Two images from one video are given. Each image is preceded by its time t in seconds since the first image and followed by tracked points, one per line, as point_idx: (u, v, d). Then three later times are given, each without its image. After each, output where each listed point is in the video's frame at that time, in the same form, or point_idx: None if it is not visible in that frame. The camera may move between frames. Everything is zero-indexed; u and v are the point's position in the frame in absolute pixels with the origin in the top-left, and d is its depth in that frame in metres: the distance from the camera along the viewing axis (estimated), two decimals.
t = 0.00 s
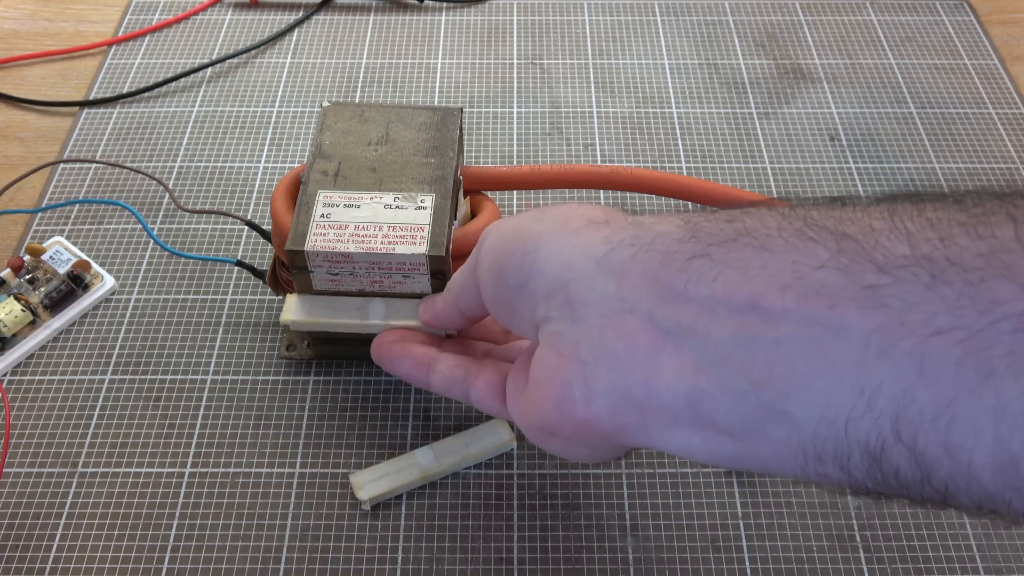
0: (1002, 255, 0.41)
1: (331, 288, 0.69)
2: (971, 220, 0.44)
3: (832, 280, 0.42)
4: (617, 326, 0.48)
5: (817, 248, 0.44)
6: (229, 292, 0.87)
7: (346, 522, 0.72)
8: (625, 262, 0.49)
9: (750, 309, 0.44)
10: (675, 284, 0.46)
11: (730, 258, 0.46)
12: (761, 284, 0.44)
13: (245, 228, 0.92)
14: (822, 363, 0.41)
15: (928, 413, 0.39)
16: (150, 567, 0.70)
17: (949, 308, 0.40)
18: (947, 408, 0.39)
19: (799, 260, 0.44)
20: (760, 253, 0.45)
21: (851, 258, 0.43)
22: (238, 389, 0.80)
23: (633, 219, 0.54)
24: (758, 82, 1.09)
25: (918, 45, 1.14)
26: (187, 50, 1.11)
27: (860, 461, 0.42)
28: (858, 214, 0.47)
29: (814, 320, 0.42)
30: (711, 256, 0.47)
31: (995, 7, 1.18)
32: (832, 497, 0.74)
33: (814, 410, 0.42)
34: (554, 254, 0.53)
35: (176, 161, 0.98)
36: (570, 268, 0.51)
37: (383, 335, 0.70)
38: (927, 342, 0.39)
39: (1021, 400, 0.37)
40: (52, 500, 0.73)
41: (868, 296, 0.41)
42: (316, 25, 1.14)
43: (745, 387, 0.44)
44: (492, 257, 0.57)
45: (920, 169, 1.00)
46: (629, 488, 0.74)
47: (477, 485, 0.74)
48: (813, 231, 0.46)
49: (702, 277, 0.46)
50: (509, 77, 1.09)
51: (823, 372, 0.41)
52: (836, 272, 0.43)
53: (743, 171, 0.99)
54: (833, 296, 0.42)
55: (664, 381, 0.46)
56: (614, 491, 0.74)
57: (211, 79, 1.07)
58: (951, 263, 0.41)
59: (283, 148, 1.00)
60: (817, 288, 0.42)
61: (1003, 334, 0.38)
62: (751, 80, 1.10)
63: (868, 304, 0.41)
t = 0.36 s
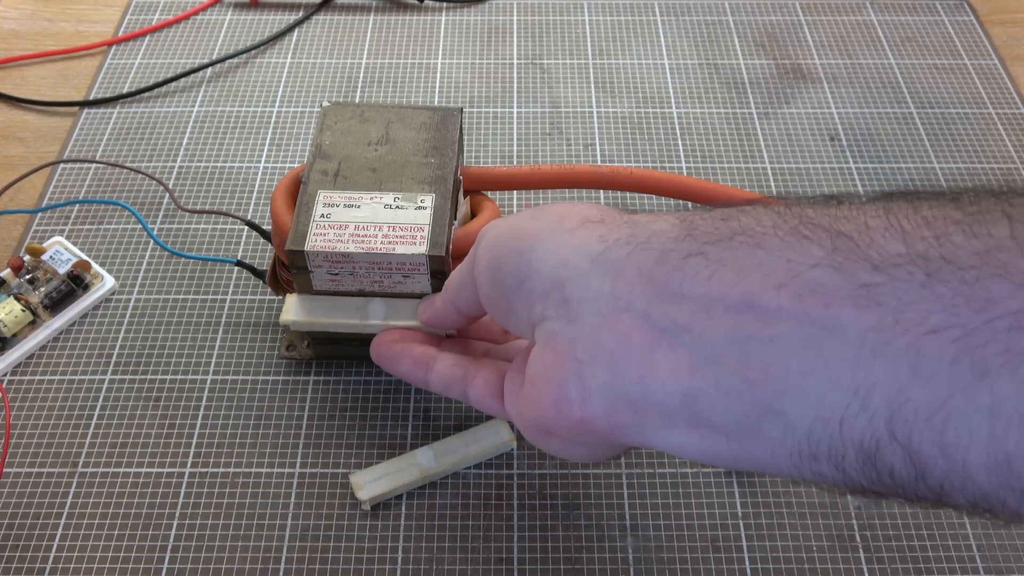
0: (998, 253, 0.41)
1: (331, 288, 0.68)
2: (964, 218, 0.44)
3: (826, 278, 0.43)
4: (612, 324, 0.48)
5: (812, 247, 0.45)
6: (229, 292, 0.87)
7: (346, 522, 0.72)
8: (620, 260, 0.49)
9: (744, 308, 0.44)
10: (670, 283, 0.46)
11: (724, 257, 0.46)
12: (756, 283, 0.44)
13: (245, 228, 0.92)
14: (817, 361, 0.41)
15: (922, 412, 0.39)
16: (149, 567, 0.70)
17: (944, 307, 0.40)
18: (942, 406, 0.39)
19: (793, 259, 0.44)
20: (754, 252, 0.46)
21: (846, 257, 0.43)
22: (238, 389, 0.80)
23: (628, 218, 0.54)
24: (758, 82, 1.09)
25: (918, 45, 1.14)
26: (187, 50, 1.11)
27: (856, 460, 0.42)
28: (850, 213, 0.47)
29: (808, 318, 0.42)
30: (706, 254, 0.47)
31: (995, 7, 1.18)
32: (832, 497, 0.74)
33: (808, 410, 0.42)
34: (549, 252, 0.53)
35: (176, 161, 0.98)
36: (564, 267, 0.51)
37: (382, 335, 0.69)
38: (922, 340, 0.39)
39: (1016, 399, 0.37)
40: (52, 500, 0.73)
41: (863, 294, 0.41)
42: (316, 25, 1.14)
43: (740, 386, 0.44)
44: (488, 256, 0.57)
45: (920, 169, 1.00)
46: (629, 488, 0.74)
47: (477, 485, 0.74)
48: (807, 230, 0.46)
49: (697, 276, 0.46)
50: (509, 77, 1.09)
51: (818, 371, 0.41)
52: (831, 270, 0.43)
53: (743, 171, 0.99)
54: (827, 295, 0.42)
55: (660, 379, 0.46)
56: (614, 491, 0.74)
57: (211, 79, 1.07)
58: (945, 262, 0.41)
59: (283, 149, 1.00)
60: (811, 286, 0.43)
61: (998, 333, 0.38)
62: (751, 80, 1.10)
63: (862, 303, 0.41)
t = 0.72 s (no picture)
0: (1002, 241, 0.41)
1: (331, 288, 0.68)
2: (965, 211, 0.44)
3: (832, 265, 0.43)
4: (618, 311, 0.48)
5: (817, 235, 0.45)
6: (229, 292, 0.87)
7: (346, 522, 0.72)
8: (628, 248, 0.49)
9: (750, 295, 0.44)
10: (676, 271, 0.47)
11: (729, 246, 0.46)
12: (763, 270, 0.44)
13: (245, 228, 0.92)
14: (823, 348, 0.41)
15: (926, 398, 0.39)
16: (149, 567, 0.70)
17: (948, 294, 0.40)
18: (946, 392, 0.39)
19: (799, 248, 0.44)
20: (760, 240, 0.46)
21: (852, 246, 0.43)
22: (238, 389, 0.80)
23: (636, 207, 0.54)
24: (758, 82, 1.09)
25: (918, 45, 1.14)
26: (187, 50, 1.11)
27: (859, 446, 0.42)
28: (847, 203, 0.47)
29: (815, 305, 0.42)
30: (712, 243, 0.47)
31: (995, 7, 1.18)
32: (832, 497, 0.74)
33: (812, 396, 0.42)
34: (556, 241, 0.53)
35: (176, 161, 0.98)
36: (573, 255, 0.51)
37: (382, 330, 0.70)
38: (925, 327, 0.40)
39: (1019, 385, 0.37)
40: (52, 500, 0.73)
41: (869, 282, 0.41)
42: (316, 25, 1.14)
43: (745, 373, 0.44)
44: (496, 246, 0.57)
45: (920, 169, 1.00)
46: (629, 488, 0.74)
47: (477, 485, 0.74)
48: (814, 219, 0.46)
49: (702, 264, 0.46)
50: (509, 77, 1.09)
51: (823, 357, 0.41)
52: (836, 258, 0.43)
53: (743, 171, 0.99)
54: (832, 281, 0.42)
55: (666, 367, 0.46)
56: (614, 491, 0.74)
57: (211, 79, 1.07)
58: (950, 250, 0.41)
59: (283, 148, 1.00)
60: (817, 273, 0.43)
61: (1000, 319, 0.38)
62: (751, 80, 1.10)
63: (868, 291, 0.41)
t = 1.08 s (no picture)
0: None
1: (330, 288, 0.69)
2: (977, 219, 0.48)
3: (905, 279, 0.44)
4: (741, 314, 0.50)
5: (891, 249, 0.47)
6: (229, 292, 0.87)
7: (346, 522, 0.72)
8: (741, 255, 0.51)
9: (842, 303, 0.45)
10: (781, 279, 0.49)
11: (826, 258, 0.48)
12: (852, 281, 0.46)
13: (245, 229, 0.92)
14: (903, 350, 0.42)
15: (988, 394, 0.40)
16: (149, 567, 0.70)
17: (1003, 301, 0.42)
18: (1007, 388, 0.40)
19: (876, 262, 0.46)
20: (847, 254, 0.48)
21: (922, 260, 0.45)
22: (238, 389, 0.80)
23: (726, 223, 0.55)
24: (758, 82, 1.09)
25: (918, 45, 1.14)
26: (187, 50, 1.11)
27: (933, 446, 0.43)
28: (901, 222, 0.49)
29: (893, 310, 0.43)
30: (810, 256, 0.49)
31: (995, 7, 1.18)
32: (832, 497, 0.74)
33: (895, 396, 0.42)
34: (673, 241, 0.53)
35: (176, 161, 0.98)
36: (692, 254, 0.53)
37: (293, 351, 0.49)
38: (984, 330, 0.41)
39: None
40: (52, 500, 0.73)
41: (936, 292, 0.43)
42: (316, 25, 1.14)
43: (842, 375, 0.44)
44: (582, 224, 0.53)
45: (920, 169, 1.00)
46: (629, 487, 0.74)
47: (477, 485, 0.74)
48: (889, 237, 0.48)
49: (805, 275, 0.48)
50: (509, 77, 1.09)
51: (902, 359, 0.42)
52: (909, 271, 0.45)
53: (742, 171, 0.99)
54: (907, 293, 0.44)
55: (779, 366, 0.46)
56: (614, 491, 0.74)
57: (212, 79, 1.07)
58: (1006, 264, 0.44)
59: (282, 149, 1.00)
60: (894, 285, 0.44)
61: None
62: (751, 80, 1.10)
63: (936, 299, 0.43)
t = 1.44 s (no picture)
0: None
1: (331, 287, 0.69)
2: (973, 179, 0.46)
3: (882, 240, 0.43)
4: (713, 278, 0.50)
5: (867, 210, 0.45)
6: (229, 292, 0.87)
7: (346, 522, 0.72)
8: (711, 217, 0.51)
9: (817, 265, 0.45)
10: (753, 243, 0.48)
11: (799, 218, 0.48)
12: (827, 242, 0.45)
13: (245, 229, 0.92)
14: (879, 313, 0.41)
15: (970, 358, 0.39)
16: (149, 567, 0.70)
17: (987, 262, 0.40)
18: (987, 350, 0.38)
19: (851, 222, 0.45)
20: (820, 213, 0.47)
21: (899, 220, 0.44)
22: (238, 389, 0.80)
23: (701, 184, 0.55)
24: (758, 82, 1.09)
25: (918, 45, 1.14)
26: (187, 50, 1.11)
27: (912, 412, 0.42)
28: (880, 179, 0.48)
29: (869, 271, 0.42)
30: (781, 216, 0.49)
31: (995, 7, 1.18)
32: (832, 497, 0.74)
33: (871, 361, 0.42)
34: (640, 203, 0.53)
35: (176, 161, 0.99)
36: (660, 216, 0.53)
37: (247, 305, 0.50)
38: (965, 293, 0.40)
39: None
40: (52, 500, 0.73)
41: (913, 253, 0.42)
42: (316, 25, 1.14)
43: (816, 338, 0.43)
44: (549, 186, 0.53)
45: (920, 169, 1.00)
46: (629, 488, 0.74)
47: (477, 485, 0.74)
48: (863, 197, 0.47)
49: (777, 236, 0.48)
50: (509, 77, 1.09)
51: (878, 323, 0.41)
52: (885, 232, 0.43)
53: (742, 172, 0.99)
54: (885, 253, 0.42)
55: (751, 333, 0.47)
56: (614, 491, 0.74)
57: (211, 79, 1.07)
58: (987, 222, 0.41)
59: (283, 149, 1.00)
60: (870, 244, 0.43)
61: None
62: (751, 80, 1.10)
63: (916, 261, 0.41)
